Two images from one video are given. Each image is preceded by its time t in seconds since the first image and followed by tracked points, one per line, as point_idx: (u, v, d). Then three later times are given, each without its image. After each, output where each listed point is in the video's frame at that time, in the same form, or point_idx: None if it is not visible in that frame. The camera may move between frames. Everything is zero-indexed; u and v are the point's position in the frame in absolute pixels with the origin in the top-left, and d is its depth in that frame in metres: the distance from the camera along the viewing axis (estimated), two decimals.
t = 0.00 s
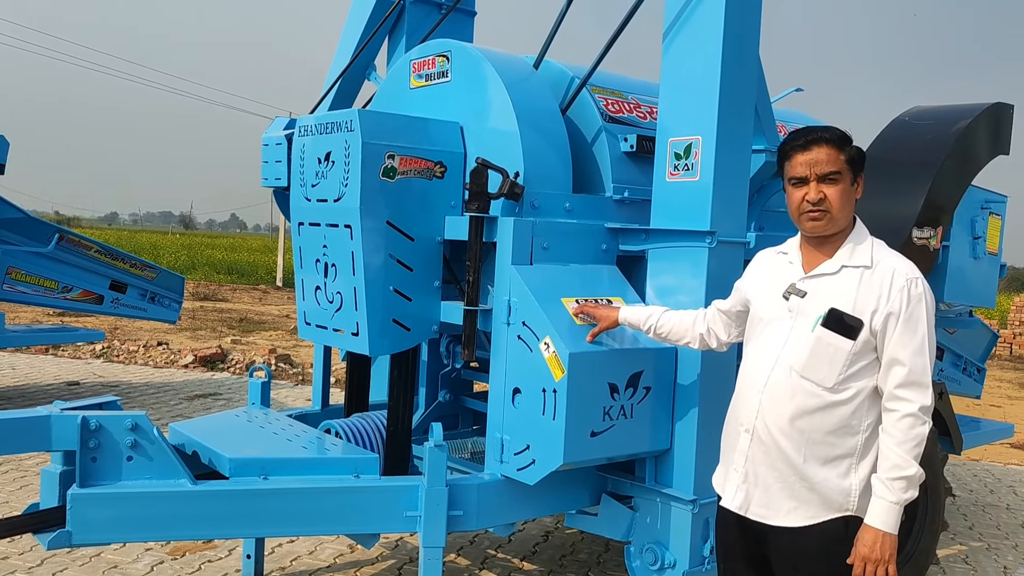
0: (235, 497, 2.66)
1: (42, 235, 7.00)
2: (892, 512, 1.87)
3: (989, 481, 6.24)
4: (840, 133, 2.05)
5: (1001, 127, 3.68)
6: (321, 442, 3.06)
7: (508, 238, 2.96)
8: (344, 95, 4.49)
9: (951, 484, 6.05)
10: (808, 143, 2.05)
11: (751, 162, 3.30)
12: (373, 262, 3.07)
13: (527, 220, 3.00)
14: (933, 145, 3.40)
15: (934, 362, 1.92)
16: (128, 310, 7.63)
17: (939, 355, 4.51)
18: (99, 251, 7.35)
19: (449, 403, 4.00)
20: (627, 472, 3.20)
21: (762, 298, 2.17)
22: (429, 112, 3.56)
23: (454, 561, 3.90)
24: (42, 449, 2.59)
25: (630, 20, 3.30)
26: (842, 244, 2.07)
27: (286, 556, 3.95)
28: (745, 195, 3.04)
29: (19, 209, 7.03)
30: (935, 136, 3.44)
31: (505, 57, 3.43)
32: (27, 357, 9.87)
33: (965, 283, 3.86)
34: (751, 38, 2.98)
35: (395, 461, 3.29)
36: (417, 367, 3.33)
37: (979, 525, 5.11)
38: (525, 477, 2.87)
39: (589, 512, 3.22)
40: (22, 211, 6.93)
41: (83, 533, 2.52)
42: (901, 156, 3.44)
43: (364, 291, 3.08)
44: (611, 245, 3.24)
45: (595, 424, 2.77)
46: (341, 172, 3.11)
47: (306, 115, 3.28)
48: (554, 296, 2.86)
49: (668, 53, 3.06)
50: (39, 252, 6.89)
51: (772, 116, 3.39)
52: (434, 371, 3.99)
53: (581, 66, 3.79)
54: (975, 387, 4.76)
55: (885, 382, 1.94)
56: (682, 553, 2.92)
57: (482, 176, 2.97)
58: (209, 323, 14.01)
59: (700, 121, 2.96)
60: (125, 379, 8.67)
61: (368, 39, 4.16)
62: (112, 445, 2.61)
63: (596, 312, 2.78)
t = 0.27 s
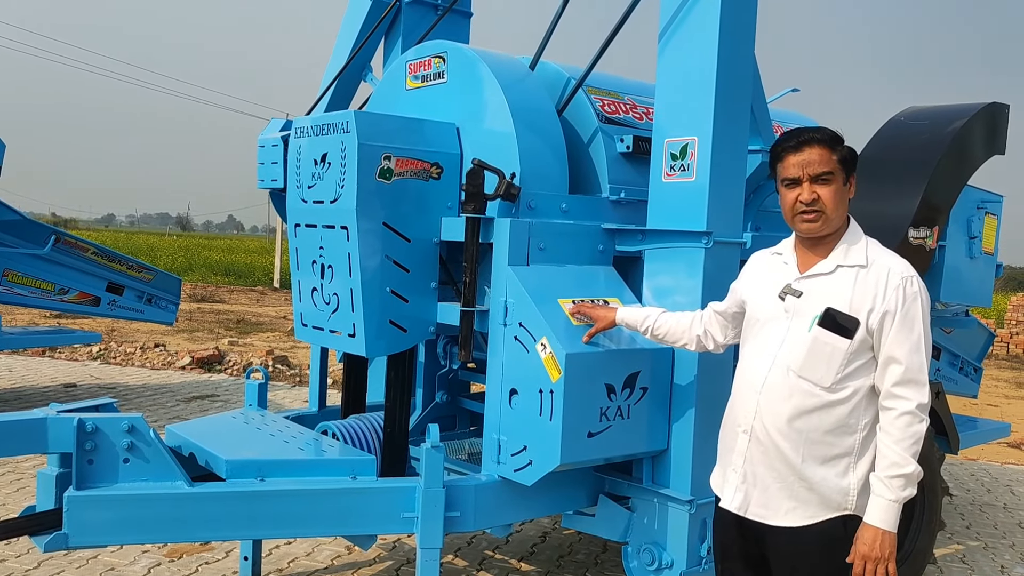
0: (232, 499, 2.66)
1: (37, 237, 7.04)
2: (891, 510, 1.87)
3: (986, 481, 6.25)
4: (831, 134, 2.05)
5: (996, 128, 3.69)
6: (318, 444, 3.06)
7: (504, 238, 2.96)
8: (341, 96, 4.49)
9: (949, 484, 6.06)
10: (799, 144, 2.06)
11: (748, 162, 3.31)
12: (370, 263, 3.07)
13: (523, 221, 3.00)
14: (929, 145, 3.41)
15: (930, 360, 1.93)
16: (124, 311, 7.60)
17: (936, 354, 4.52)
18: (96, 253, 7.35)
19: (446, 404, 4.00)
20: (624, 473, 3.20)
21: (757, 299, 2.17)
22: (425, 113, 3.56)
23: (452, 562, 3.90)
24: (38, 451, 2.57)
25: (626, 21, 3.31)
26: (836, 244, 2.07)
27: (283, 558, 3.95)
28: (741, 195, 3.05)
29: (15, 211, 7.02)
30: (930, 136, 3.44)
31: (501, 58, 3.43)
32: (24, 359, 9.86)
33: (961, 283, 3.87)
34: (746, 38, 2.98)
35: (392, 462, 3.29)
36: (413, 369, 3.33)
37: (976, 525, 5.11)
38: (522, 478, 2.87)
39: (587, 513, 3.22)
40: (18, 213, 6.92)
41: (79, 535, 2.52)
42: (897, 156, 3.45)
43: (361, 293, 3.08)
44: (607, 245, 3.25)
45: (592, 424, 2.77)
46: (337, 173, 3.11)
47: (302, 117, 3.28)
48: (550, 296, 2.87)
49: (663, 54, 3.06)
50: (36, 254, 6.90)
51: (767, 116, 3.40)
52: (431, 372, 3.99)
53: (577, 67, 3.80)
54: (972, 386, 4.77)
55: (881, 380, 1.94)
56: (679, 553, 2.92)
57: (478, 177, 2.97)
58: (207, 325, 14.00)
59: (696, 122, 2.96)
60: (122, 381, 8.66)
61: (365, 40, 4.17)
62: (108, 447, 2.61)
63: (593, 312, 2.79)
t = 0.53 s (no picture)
0: (230, 501, 2.66)
1: (35, 238, 7.00)
2: (888, 509, 1.87)
3: (984, 481, 6.27)
4: (824, 134, 2.06)
5: (993, 128, 3.69)
6: (315, 445, 3.05)
7: (501, 239, 2.96)
8: (338, 97, 4.49)
9: (946, 484, 6.07)
10: (792, 143, 2.06)
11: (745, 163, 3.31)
12: (367, 265, 3.07)
13: (520, 221, 3.00)
14: (925, 145, 3.41)
15: (925, 358, 1.93)
16: (122, 313, 7.57)
17: (933, 354, 4.53)
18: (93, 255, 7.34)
19: (444, 405, 4.00)
20: (622, 473, 3.20)
21: (753, 300, 2.17)
22: (422, 114, 3.56)
23: (450, 563, 3.89)
24: (35, 453, 2.58)
25: (623, 22, 3.31)
26: (830, 243, 2.07)
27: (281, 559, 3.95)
28: (738, 196, 3.05)
29: (12, 213, 7.01)
30: (927, 136, 3.45)
31: (498, 59, 3.43)
32: (22, 361, 9.85)
33: (958, 283, 3.87)
34: (743, 39, 2.98)
35: (390, 463, 3.29)
36: (411, 370, 3.33)
37: (974, 525, 5.12)
38: (520, 479, 2.87)
39: (585, 514, 3.22)
40: (15, 215, 6.91)
41: (76, 537, 2.51)
42: (893, 157, 3.45)
43: (358, 294, 3.08)
44: (604, 246, 3.25)
45: (589, 425, 2.77)
46: (334, 175, 3.10)
47: (299, 118, 3.28)
48: (547, 297, 2.87)
49: (660, 55, 3.07)
50: (33, 256, 6.89)
51: (764, 117, 3.40)
52: (429, 374, 3.99)
53: (575, 68, 3.80)
54: (970, 386, 4.77)
55: (878, 379, 1.94)
56: (677, 554, 2.92)
57: (475, 178, 2.97)
58: (205, 326, 14.00)
59: (693, 122, 2.96)
60: (120, 383, 8.65)
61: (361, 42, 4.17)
62: (106, 449, 2.60)
63: (590, 312, 2.79)
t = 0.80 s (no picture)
0: (227, 502, 2.66)
1: (32, 240, 6.99)
2: (886, 508, 1.87)
3: (982, 480, 6.27)
4: (817, 134, 2.06)
5: (989, 128, 3.70)
6: (313, 447, 3.05)
7: (499, 240, 2.96)
8: (335, 98, 4.49)
9: (944, 484, 6.07)
10: (786, 145, 2.06)
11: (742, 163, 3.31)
12: (364, 265, 3.06)
13: (518, 222, 3.00)
14: (922, 145, 3.42)
15: (922, 357, 1.93)
16: (120, 314, 7.56)
17: (931, 354, 4.53)
18: (90, 256, 7.32)
19: (442, 406, 3.99)
20: (620, 474, 3.20)
21: (751, 302, 2.17)
22: (419, 115, 3.56)
23: (448, 564, 3.89)
24: (32, 455, 2.58)
25: (620, 22, 3.31)
26: (826, 244, 2.07)
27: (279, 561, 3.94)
28: (735, 196, 3.05)
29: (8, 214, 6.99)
30: (924, 137, 3.45)
31: (496, 60, 3.43)
32: (19, 363, 9.83)
33: (955, 283, 3.88)
34: (740, 39, 2.98)
35: (388, 464, 3.29)
36: (409, 371, 3.32)
37: (972, 524, 5.13)
38: (518, 480, 2.87)
39: (583, 514, 3.22)
40: (12, 216, 6.90)
41: (74, 539, 2.51)
42: (890, 157, 3.46)
43: (356, 295, 3.07)
44: (602, 247, 3.25)
45: (587, 426, 2.77)
46: (331, 176, 3.10)
47: (296, 119, 3.28)
48: (544, 297, 2.87)
49: (657, 56, 3.07)
50: (30, 257, 6.89)
51: (761, 117, 3.40)
52: (427, 374, 3.98)
53: (572, 68, 3.80)
54: (967, 386, 4.78)
55: (875, 379, 1.95)
56: (675, 554, 2.92)
57: (472, 179, 2.96)
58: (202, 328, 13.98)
59: (690, 123, 2.97)
60: (117, 385, 8.64)
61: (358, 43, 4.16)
62: (103, 451, 2.60)
63: (584, 317, 2.77)
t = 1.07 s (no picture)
0: (225, 503, 2.66)
1: (29, 241, 6.98)
2: (887, 508, 1.88)
3: (979, 479, 6.29)
4: (813, 136, 2.06)
5: (986, 127, 3.71)
6: (310, 447, 3.05)
7: (496, 240, 2.96)
8: (332, 98, 4.48)
9: (941, 483, 6.08)
10: (782, 147, 2.07)
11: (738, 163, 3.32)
12: (362, 266, 3.06)
13: (515, 223, 3.00)
14: (919, 145, 3.42)
15: (922, 357, 1.94)
16: (117, 315, 7.54)
17: (928, 353, 4.54)
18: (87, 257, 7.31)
19: (439, 406, 3.99)
20: (618, 474, 3.20)
21: (749, 303, 2.17)
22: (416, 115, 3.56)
23: (446, 565, 3.89)
24: (29, 456, 2.58)
25: (616, 23, 3.31)
26: (824, 246, 2.07)
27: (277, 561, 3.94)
28: (731, 196, 3.05)
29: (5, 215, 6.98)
30: (921, 136, 3.46)
31: (492, 60, 3.43)
32: (16, 364, 9.81)
33: (952, 283, 3.88)
34: (736, 39, 2.99)
35: (385, 464, 3.29)
36: (406, 372, 3.33)
37: (969, 523, 5.14)
38: (515, 480, 2.87)
39: (580, 514, 3.22)
40: (8, 217, 6.89)
41: (71, 540, 2.51)
42: (887, 157, 3.46)
43: (354, 296, 3.07)
44: (599, 247, 3.25)
45: (585, 426, 2.77)
46: (328, 176, 3.10)
47: (293, 119, 3.28)
48: (542, 298, 2.87)
49: (654, 56, 3.07)
50: (27, 258, 6.87)
51: (758, 117, 3.40)
52: (424, 375, 3.98)
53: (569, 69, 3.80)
54: (964, 385, 4.79)
55: (875, 380, 1.95)
56: (672, 553, 2.92)
57: (469, 179, 2.96)
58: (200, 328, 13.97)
59: (687, 123, 2.97)
60: (114, 385, 8.63)
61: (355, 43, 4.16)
62: (99, 452, 2.60)
63: (581, 317, 2.76)
